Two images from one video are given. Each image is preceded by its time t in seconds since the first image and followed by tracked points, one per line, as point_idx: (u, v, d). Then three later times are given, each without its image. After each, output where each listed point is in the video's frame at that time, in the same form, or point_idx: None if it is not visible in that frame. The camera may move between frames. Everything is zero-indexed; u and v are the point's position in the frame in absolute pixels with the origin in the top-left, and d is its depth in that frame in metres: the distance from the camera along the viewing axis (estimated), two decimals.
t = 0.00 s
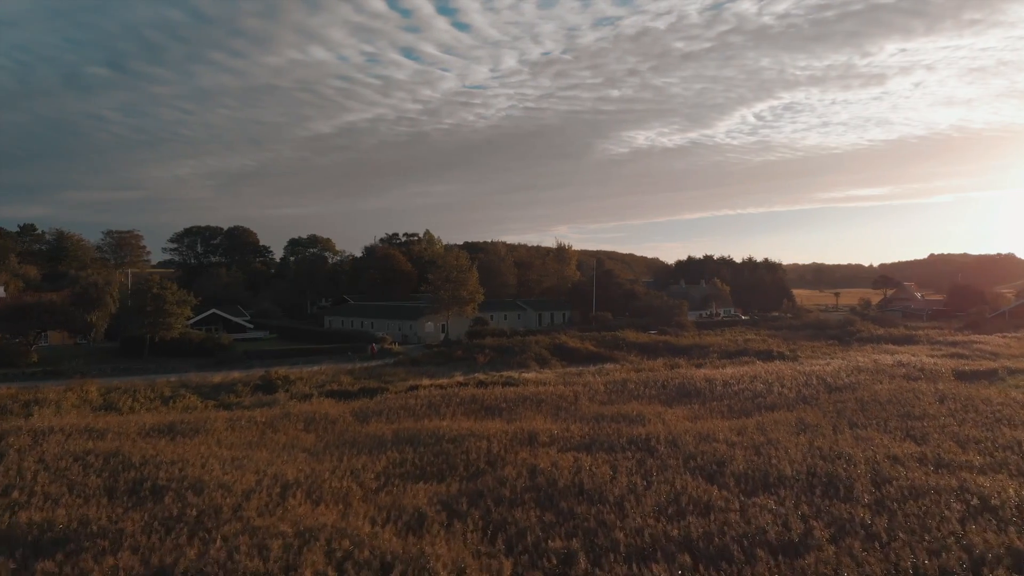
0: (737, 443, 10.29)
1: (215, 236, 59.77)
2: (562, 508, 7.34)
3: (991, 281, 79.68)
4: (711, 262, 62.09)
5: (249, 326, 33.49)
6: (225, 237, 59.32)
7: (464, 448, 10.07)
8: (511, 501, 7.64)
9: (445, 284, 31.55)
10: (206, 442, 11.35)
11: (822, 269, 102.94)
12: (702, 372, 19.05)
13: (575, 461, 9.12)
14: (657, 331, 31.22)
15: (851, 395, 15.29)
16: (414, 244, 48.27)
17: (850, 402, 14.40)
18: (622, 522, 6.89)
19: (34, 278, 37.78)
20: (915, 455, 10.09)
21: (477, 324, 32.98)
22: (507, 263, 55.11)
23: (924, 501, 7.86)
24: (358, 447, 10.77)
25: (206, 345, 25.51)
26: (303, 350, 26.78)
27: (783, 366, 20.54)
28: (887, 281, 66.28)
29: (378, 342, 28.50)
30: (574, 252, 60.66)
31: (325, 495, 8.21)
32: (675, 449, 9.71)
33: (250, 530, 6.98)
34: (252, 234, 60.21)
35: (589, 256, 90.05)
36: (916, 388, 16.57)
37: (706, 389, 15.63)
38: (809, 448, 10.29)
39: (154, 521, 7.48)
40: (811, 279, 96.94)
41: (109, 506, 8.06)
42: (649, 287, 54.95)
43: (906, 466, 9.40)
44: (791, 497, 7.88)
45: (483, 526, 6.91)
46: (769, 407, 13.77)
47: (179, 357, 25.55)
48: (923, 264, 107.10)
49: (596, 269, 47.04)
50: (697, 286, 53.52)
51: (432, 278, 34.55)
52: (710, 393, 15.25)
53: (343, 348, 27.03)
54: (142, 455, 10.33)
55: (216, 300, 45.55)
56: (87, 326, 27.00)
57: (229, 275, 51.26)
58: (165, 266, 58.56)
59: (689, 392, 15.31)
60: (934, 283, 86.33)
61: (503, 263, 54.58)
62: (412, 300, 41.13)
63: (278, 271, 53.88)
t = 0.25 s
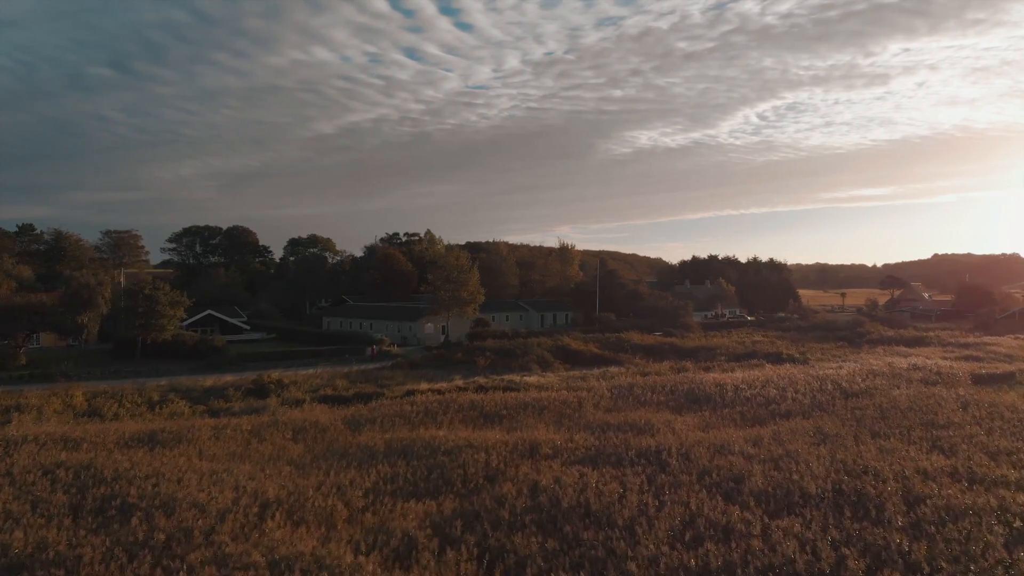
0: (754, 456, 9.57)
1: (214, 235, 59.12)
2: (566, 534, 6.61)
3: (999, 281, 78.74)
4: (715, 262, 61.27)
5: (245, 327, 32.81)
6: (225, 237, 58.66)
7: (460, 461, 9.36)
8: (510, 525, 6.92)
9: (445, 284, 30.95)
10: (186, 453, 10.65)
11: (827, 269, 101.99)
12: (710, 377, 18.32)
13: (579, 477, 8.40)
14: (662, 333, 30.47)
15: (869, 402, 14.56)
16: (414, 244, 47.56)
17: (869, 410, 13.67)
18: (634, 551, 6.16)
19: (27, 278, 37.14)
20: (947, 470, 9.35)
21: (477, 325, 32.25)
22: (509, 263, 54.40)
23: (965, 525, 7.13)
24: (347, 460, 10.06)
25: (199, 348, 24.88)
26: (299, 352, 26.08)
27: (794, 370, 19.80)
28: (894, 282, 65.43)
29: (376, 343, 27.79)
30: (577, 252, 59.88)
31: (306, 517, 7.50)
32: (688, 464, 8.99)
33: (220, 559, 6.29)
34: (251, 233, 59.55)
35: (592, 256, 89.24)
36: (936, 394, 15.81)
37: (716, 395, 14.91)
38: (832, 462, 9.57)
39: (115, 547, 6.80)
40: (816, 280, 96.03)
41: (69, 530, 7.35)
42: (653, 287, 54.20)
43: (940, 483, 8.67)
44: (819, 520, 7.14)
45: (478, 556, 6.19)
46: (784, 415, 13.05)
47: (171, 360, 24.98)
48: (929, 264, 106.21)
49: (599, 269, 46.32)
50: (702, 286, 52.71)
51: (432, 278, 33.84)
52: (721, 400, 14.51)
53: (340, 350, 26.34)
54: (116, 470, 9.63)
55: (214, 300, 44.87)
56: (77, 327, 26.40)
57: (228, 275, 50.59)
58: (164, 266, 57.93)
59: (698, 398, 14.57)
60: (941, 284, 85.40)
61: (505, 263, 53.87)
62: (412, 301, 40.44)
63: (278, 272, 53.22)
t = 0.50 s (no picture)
0: (776, 472, 8.76)
1: (213, 235, 58.39)
2: (573, 570, 5.80)
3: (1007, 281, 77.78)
4: (721, 262, 60.40)
5: (240, 328, 32.09)
6: (224, 236, 57.92)
7: (454, 478, 8.56)
8: (507, 557, 6.13)
9: (445, 284, 30.08)
10: (160, 468, 9.88)
11: (833, 269, 101.00)
12: (721, 381, 17.53)
13: (585, 499, 7.60)
14: (668, 334, 29.65)
15: (891, 409, 13.75)
16: (415, 243, 46.78)
17: (893, 419, 12.85)
18: None
19: (20, 278, 36.48)
20: (991, 489, 8.53)
21: (478, 326, 31.45)
22: (512, 263, 53.61)
23: (1021, 554, 6.32)
24: (333, 476, 9.26)
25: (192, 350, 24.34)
26: (295, 353, 25.33)
27: (807, 374, 18.98)
28: (902, 282, 64.49)
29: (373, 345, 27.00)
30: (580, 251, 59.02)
31: (281, 545, 6.72)
32: (705, 483, 8.18)
33: None
34: (250, 233, 58.83)
35: (595, 256, 88.50)
36: (959, 400, 14.97)
37: (728, 402, 14.10)
38: (862, 480, 8.74)
39: None
40: (822, 280, 95.06)
41: (16, 561, 6.57)
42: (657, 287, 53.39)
43: (984, 505, 7.84)
44: (854, 552, 6.35)
45: None
46: (803, 424, 12.23)
47: (164, 361, 24.46)
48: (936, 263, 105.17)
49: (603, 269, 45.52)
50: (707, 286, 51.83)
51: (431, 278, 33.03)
52: (734, 407, 13.71)
53: (337, 352, 25.59)
54: (80, 488, 8.85)
55: (211, 300, 44.12)
56: (67, 327, 25.72)
57: (226, 275, 49.86)
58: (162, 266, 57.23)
59: (710, 405, 13.79)
60: (949, 284, 84.38)
61: (507, 264, 53.08)
62: (412, 301, 39.66)
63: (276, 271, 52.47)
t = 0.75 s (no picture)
0: (799, 489, 8.05)
1: (211, 234, 57.70)
2: None
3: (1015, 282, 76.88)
4: (726, 262, 59.73)
5: (236, 329, 31.43)
6: (223, 236, 57.22)
7: (449, 496, 7.87)
8: None
9: (446, 283, 29.65)
10: (133, 483, 9.19)
11: (838, 269, 100.15)
12: (731, 385, 16.80)
13: (591, 521, 6.89)
14: (674, 336, 28.95)
15: (914, 417, 13.02)
16: (416, 243, 46.07)
17: (917, 428, 12.12)
18: None
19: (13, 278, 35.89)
20: None
21: (478, 328, 30.80)
22: (514, 263, 52.89)
23: None
24: (319, 491, 8.58)
25: (185, 352, 23.76)
26: (290, 355, 24.69)
27: (821, 378, 18.25)
28: (910, 282, 63.69)
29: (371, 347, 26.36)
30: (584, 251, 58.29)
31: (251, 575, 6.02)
32: (722, 502, 7.46)
33: None
34: (250, 232, 58.21)
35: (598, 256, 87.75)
36: (980, 406, 14.29)
37: (741, 408, 13.39)
38: (893, 498, 8.03)
39: None
40: (828, 280, 94.21)
41: None
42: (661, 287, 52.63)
43: None
44: None
45: None
46: (821, 433, 11.53)
47: (157, 364, 23.86)
48: (943, 261, 104.24)
49: (606, 268, 44.79)
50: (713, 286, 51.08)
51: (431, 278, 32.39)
52: (747, 414, 13.03)
53: (333, 354, 24.93)
54: (44, 504, 8.18)
55: (209, 301, 43.46)
56: (57, 329, 25.14)
57: (224, 275, 49.19)
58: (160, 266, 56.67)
59: (721, 412, 13.11)
60: (956, 285, 83.51)
61: (509, 264, 52.45)
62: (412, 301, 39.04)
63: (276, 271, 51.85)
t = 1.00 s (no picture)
0: (826, 510, 7.34)
1: (210, 234, 56.98)
2: None
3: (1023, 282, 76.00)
4: (731, 262, 59.06)
5: (231, 330, 30.78)
6: (222, 235, 56.50)
7: (442, 518, 7.17)
8: None
9: (445, 283, 29.08)
10: (101, 501, 8.50)
11: (843, 269, 99.32)
12: (742, 390, 16.07)
13: (598, 549, 6.19)
14: (680, 337, 28.23)
15: (938, 426, 12.30)
16: (417, 242, 45.37)
17: (943, 438, 11.41)
18: None
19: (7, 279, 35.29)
20: None
21: (479, 329, 30.14)
22: (516, 263, 52.17)
23: None
24: (303, 510, 7.89)
25: (177, 354, 23.13)
26: (286, 357, 24.02)
27: (835, 383, 17.52)
28: (917, 282, 62.87)
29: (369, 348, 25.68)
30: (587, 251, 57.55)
31: None
32: (743, 526, 6.76)
33: None
34: (249, 232, 57.55)
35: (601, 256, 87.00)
36: (1005, 412, 13.58)
37: (756, 416, 12.66)
38: (930, 520, 7.31)
39: None
40: (833, 280, 93.37)
41: None
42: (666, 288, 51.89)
43: None
44: None
45: None
46: (842, 444, 10.82)
47: (148, 366, 23.20)
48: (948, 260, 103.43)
49: (610, 268, 44.06)
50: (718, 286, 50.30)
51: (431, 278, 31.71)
52: (761, 421, 12.34)
53: (330, 356, 24.25)
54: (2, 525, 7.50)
55: (206, 301, 42.78)
56: (47, 330, 24.53)
57: (222, 275, 48.51)
58: (159, 266, 56.05)
59: (734, 419, 12.40)
60: (963, 286, 82.64)
61: (511, 264, 51.79)
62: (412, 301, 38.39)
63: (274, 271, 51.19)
